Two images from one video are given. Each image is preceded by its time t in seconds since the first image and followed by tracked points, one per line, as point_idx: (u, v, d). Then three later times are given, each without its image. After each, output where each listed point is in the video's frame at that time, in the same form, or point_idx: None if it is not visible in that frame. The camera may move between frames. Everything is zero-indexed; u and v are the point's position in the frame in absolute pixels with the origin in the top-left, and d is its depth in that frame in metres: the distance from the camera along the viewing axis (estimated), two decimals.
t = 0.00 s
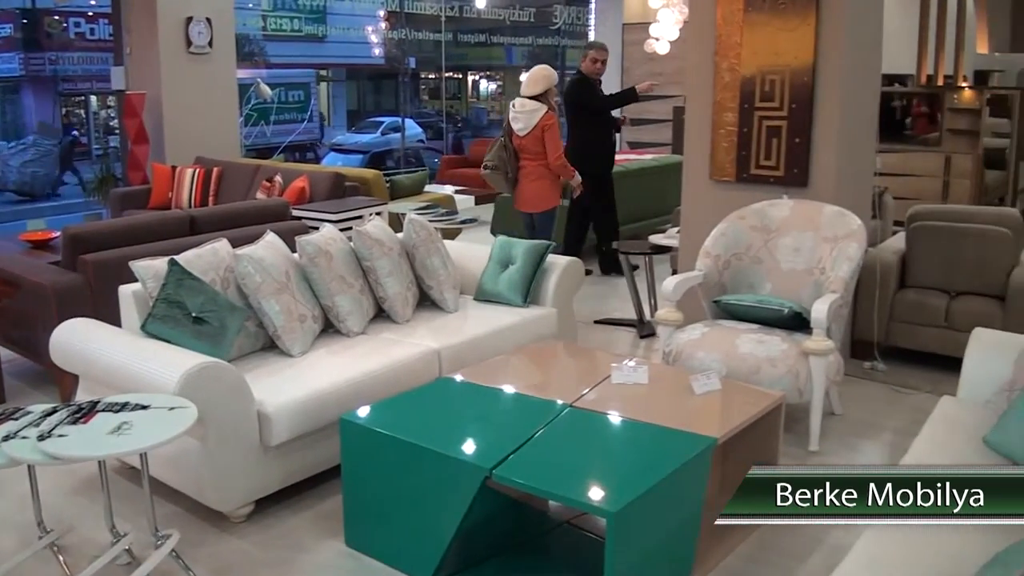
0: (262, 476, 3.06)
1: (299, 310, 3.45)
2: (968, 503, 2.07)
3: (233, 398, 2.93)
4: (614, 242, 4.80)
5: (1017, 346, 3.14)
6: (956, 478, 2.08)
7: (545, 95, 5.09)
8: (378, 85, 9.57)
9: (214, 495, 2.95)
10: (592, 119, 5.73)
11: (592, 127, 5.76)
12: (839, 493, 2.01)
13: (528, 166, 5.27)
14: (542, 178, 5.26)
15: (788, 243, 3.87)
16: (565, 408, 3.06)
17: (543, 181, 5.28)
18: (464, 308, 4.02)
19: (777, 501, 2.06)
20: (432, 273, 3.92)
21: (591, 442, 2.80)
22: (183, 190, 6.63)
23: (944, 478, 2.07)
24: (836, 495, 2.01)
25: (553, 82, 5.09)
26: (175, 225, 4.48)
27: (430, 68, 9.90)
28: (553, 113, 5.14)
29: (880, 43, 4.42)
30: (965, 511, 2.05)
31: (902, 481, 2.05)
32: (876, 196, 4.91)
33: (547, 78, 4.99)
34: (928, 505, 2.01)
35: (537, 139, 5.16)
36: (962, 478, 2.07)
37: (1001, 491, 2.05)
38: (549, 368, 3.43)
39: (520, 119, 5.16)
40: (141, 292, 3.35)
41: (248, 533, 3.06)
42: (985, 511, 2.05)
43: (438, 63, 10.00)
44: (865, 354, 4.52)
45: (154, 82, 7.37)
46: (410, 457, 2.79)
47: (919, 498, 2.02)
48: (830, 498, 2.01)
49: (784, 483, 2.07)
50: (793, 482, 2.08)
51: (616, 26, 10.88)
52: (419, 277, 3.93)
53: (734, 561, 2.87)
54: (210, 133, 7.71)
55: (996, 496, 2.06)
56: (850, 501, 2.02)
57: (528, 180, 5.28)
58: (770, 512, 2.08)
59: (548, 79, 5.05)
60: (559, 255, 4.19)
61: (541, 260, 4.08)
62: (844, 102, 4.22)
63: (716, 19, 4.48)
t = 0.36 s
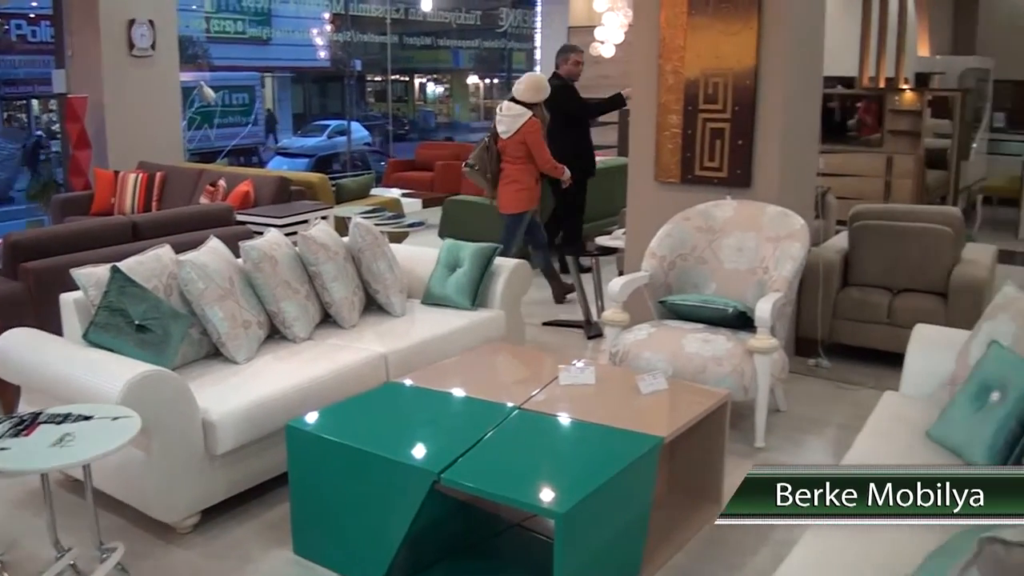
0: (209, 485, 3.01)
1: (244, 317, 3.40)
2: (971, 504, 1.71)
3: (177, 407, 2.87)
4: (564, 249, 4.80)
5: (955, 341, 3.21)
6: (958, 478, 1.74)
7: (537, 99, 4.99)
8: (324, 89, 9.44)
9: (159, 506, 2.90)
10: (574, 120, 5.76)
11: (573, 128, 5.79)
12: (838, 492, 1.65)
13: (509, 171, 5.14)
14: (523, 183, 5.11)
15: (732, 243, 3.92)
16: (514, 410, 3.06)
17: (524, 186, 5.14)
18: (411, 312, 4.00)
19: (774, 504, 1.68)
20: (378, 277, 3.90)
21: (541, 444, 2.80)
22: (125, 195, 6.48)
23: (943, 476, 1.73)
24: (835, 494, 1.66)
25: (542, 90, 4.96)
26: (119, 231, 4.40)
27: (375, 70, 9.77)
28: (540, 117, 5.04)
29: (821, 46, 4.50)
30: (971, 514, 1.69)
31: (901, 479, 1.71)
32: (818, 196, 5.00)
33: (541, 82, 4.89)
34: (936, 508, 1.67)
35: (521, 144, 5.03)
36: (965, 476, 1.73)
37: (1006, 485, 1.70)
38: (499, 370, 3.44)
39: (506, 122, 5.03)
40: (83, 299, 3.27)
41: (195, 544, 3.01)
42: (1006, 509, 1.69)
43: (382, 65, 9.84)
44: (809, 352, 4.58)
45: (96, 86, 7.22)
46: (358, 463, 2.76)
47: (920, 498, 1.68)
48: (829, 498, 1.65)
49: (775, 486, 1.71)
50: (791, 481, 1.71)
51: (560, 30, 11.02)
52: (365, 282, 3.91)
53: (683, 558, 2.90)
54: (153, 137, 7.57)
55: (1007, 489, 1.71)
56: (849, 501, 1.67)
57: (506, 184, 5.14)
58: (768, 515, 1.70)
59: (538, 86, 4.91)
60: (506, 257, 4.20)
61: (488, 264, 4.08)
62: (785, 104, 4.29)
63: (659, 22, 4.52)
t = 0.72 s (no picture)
0: (138, 498, 2.93)
1: (171, 325, 3.33)
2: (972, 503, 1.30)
3: (103, 419, 2.80)
4: (499, 255, 4.97)
5: (877, 335, 3.29)
6: (962, 473, 1.32)
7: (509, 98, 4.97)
8: (252, 92, 9.33)
9: (86, 521, 2.82)
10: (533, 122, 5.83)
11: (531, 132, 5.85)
12: (837, 490, 1.35)
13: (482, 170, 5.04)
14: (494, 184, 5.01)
15: (661, 243, 3.97)
16: (448, 413, 3.05)
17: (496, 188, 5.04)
18: (342, 317, 3.97)
19: (772, 506, 1.40)
20: (308, 282, 3.86)
21: (476, 447, 2.79)
22: (48, 202, 6.29)
23: (947, 471, 1.33)
24: (834, 493, 1.35)
25: (516, 89, 4.94)
26: (43, 240, 4.28)
27: (303, 74, 9.71)
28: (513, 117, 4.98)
29: (744, 49, 4.59)
30: (970, 516, 1.27)
31: (902, 477, 1.33)
32: (745, 196, 5.09)
33: (513, 81, 4.88)
34: (932, 511, 1.28)
35: (493, 142, 4.95)
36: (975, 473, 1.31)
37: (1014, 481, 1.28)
38: (432, 373, 3.43)
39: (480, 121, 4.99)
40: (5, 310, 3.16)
41: (123, 560, 2.93)
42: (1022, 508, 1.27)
43: (312, 69, 9.81)
44: (738, 349, 4.67)
45: (18, 89, 7.00)
46: (290, 472, 2.72)
47: (918, 498, 1.30)
48: (829, 498, 1.35)
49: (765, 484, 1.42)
50: (793, 481, 1.42)
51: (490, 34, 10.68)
52: (295, 287, 3.86)
53: (618, 555, 2.92)
54: (77, 142, 7.37)
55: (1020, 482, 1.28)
56: (848, 501, 1.35)
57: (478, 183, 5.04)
58: (770, 519, 1.40)
59: (512, 86, 4.92)
60: (438, 260, 4.19)
61: (419, 267, 4.07)
62: (711, 106, 4.36)
63: (587, 25, 4.55)
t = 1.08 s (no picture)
0: (85, 508, 2.87)
1: (116, 331, 3.27)
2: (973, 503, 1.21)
3: (48, 427, 2.73)
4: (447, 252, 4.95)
5: (822, 332, 3.34)
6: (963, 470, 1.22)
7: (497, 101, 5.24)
8: (198, 93, 9.22)
9: (30, 530, 2.75)
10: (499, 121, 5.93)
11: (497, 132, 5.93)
12: (837, 489, 1.21)
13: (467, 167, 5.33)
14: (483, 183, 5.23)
15: (610, 243, 3.99)
16: (399, 416, 3.03)
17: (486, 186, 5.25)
18: (290, 321, 3.94)
19: (768, 507, 1.25)
20: (255, 286, 3.82)
21: (428, 450, 2.78)
22: None
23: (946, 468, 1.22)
24: (834, 492, 1.21)
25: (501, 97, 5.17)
26: None
27: (249, 74, 9.61)
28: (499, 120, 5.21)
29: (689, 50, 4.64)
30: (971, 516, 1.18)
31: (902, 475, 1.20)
32: (693, 196, 5.15)
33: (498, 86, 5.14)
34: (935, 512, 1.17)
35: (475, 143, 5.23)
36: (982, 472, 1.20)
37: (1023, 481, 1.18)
38: (380, 375, 3.43)
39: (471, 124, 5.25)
40: None
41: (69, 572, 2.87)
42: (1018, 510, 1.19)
43: (258, 69, 9.70)
44: (688, 346, 4.72)
45: None
46: (239, 477, 2.69)
47: (918, 499, 1.18)
48: (829, 498, 1.21)
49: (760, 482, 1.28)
50: (791, 479, 1.27)
51: (438, 35, 10.65)
52: (241, 290, 3.82)
53: (570, 555, 2.92)
54: (19, 144, 7.21)
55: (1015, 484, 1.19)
56: (848, 501, 1.22)
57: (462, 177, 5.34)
58: (767, 519, 1.27)
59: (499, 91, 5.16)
60: (386, 262, 4.18)
61: (368, 269, 4.06)
62: (657, 107, 4.40)
63: (532, 26, 4.57)
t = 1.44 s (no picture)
0: (39, 518, 2.82)
1: (69, 336, 3.21)
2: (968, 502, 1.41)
3: None
4: (402, 250, 4.88)
5: (775, 329, 3.38)
6: (961, 472, 1.41)
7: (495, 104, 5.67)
8: (151, 93, 9.13)
9: None
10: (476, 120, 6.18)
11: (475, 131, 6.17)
12: (838, 491, 1.37)
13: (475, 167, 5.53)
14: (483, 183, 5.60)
15: (566, 243, 4.01)
16: (356, 418, 3.02)
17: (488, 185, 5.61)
18: (246, 323, 3.91)
19: (771, 507, 1.40)
20: (209, 289, 3.78)
21: (386, 452, 2.76)
22: None
23: (945, 470, 1.41)
24: (835, 493, 1.38)
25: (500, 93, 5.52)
26: None
27: (203, 74, 9.51)
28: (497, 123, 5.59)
29: (641, 52, 4.69)
30: (969, 514, 1.39)
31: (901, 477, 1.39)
32: (648, 195, 5.19)
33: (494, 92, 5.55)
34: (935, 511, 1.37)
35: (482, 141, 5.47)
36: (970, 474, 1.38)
37: (1014, 481, 1.37)
38: (336, 377, 3.41)
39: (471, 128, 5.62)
40: None
41: None
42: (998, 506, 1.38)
43: (211, 69, 9.61)
44: (645, 345, 4.76)
45: None
46: (196, 483, 2.65)
47: (919, 499, 1.37)
48: (830, 498, 1.38)
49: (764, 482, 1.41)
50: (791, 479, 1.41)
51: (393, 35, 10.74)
52: (195, 293, 3.78)
53: (531, 554, 2.92)
54: None
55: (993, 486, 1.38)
56: (848, 501, 1.38)
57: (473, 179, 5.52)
58: (768, 518, 1.41)
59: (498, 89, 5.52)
60: (342, 264, 4.18)
61: (322, 271, 4.04)
62: (611, 108, 4.44)
63: (487, 27, 4.57)
